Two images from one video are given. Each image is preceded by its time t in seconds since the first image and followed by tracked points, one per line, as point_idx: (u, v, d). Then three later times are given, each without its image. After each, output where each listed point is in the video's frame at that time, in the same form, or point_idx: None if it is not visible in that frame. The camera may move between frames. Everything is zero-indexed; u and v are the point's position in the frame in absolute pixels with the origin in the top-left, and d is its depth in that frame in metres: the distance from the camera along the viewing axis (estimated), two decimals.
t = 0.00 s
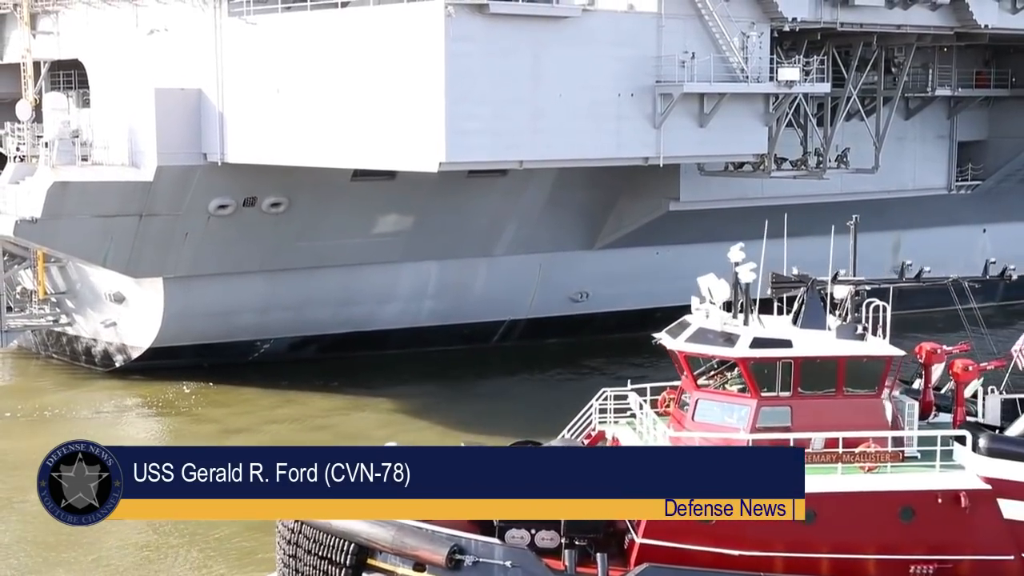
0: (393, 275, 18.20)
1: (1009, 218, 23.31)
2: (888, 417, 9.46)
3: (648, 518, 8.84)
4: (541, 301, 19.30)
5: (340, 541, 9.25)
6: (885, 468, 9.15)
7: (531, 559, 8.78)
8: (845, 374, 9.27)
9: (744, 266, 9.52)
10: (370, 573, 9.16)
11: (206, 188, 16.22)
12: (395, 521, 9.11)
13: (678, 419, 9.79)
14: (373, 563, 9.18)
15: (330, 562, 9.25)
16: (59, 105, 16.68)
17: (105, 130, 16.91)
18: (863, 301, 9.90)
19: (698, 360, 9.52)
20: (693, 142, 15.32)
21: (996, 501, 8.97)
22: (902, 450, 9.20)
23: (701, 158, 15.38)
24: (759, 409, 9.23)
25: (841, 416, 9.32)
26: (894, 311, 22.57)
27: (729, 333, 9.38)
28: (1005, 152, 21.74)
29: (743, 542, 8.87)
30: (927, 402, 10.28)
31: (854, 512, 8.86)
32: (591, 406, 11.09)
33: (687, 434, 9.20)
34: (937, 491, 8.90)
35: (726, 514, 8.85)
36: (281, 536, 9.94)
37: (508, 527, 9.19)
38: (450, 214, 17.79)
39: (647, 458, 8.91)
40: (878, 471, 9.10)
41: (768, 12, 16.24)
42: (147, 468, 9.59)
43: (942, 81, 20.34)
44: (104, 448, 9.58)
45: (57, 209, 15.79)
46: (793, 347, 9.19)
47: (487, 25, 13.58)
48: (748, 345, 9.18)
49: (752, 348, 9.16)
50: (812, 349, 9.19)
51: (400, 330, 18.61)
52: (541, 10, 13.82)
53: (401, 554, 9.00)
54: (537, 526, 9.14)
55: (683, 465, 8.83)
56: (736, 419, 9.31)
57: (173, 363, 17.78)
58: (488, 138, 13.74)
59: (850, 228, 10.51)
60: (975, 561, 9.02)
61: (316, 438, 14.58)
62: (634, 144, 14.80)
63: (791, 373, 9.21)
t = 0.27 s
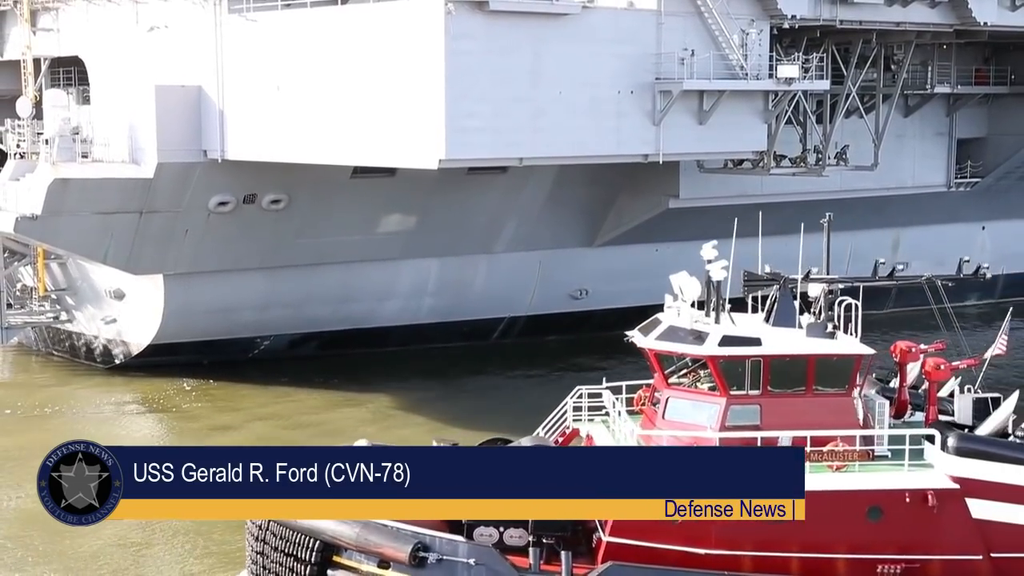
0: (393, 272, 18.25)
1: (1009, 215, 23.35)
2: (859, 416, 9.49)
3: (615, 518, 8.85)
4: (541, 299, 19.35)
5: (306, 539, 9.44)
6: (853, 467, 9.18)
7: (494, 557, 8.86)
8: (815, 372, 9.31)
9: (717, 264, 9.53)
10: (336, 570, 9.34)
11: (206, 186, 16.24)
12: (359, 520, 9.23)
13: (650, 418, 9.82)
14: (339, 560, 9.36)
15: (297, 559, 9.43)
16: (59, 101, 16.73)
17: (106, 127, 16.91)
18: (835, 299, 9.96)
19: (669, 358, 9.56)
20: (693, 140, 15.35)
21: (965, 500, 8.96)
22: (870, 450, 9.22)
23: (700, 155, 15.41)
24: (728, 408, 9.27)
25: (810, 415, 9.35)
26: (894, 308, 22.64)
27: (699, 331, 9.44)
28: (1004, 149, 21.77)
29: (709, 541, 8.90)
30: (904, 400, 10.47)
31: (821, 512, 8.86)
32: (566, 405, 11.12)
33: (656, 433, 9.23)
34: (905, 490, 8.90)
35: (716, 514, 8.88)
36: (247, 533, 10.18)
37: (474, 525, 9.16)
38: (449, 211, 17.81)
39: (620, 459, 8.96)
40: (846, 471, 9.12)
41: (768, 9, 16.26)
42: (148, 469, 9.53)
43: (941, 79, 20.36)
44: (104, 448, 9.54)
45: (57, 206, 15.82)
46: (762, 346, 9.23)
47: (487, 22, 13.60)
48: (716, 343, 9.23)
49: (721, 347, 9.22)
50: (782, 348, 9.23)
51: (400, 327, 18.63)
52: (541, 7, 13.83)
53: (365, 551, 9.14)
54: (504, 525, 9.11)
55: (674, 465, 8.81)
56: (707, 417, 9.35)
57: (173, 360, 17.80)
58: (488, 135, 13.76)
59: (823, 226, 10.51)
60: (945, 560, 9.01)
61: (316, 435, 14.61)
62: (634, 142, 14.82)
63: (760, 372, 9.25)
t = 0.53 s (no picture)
0: (394, 272, 18.27)
1: (1010, 215, 23.38)
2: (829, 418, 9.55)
3: (582, 519, 8.93)
4: (542, 299, 19.37)
5: (274, 539, 9.47)
6: (823, 469, 9.29)
7: (458, 558, 8.90)
8: (785, 374, 9.33)
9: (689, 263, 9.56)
10: (302, 570, 9.38)
11: (207, 186, 16.27)
12: (326, 520, 9.26)
13: (622, 419, 9.84)
14: (306, 561, 9.40)
15: (264, 559, 9.46)
16: (60, 102, 16.71)
17: (107, 127, 16.93)
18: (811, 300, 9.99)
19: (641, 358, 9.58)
20: (694, 140, 15.37)
21: (935, 502, 9.01)
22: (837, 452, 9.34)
23: (701, 155, 15.43)
24: (699, 409, 9.30)
25: (781, 416, 9.37)
26: (893, 308, 22.69)
27: (669, 332, 9.47)
28: (1004, 149, 21.79)
29: (677, 542, 8.93)
30: (878, 401, 10.56)
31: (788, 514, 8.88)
32: (540, 406, 11.08)
33: (627, 434, 9.25)
34: (874, 492, 8.92)
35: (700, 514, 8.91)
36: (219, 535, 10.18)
37: (445, 526, 9.25)
38: (450, 211, 17.83)
39: (600, 458, 8.97)
40: (816, 472, 9.23)
41: (768, 10, 16.29)
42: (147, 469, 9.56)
43: (942, 79, 20.37)
44: (104, 448, 9.55)
45: (59, 206, 15.83)
46: (732, 347, 9.25)
47: (488, 22, 13.62)
48: (686, 344, 9.24)
49: (691, 348, 9.22)
50: (752, 349, 9.24)
51: (401, 327, 18.65)
52: (541, 8, 13.86)
53: (331, 552, 9.17)
54: (473, 525, 9.19)
55: (666, 465, 8.84)
56: (676, 418, 9.37)
57: (174, 360, 17.84)
58: (488, 135, 13.78)
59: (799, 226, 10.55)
60: (917, 562, 9.02)
61: (317, 434, 14.64)
62: (634, 142, 14.84)
63: (731, 373, 9.27)
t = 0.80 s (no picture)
0: (396, 269, 18.29)
1: (1011, 213, 23.40)
2: (801, 417, 9.51)
3: (550, 518, 8.99)
4: (544, 296, 19.40)
5: (241, 536, 9.51)
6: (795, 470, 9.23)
7: (424, 556, 8.94)
8: (756, 373, 9.33)
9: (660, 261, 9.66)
10: (270, 567, 9.43)
11: (210, 183, 16.29)
12: (292, 518, 9.31)
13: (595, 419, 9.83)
14: (274, 558, 9.44)
15: (232, 556, 9.49)
16: (63, 100, 16.80)
17: (110, 125, 17.00)
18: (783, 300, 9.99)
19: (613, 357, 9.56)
20: (695, 138, 15.38)
21: (904, 502, 9.04)
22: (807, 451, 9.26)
23: (702, 153, 15.44)
24: (669, 408, 9.29)
25: (751, 416, 9.35)
26: (894, 307, 22.73)
27: (641, 331, 9.44)
28: (1006, 147, 21.79)
29: (646, 542, 8.94)
30: (853, 401, 10.54)
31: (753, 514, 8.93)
32: (517, 405, 10.90)
33: (599, 433, 9.24)
34: (842, 493, 8.97)
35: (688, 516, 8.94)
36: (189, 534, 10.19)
37: (413, 525, 9.35)
38: (452, 209, 17.86)
39: (574, 458, 8.96)
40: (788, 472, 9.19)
41: (770, 8, 16.30)
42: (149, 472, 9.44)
43: (943, 77, 20.37)
44: (104, 448, 9.47)
45: (61, 204, 15.86)
46: (703, 346, 9.25)
47: (490, 20, 13.64)
48: (657, 343, 9.23)
49: (661, 346, 9.22)
50: (722, 348, 9.24)
51: (403, 325, 18.66)
52: (543, 6, 13.87)
53: (298, 549, 9.23)
54: (444, 525, 9.25)
55: (664, 466, 8.84)
56: (647, 418, 9.35)
57: (176, 358, 17.86)
58: (490, 133, 13.80)
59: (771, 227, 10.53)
60: (888, 563, 9.05)
61: (319, 432, 14.66)
62: (636, 140, 14.86)
63: (701, 371, 9.28)
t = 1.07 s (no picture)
0: (398, 271, 18.32)
1: (1012, 214, 23.42)
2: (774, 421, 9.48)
3: (519, 519, 9.01)
4: (546, 298, 19.42)
5: (210, 537, 9.56)
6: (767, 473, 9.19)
7: (390, 558, 9.04)
8: (728, 377, 9.35)
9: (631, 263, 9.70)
10: (239, 569, 9.48)
11: (212, 186, 16.33)
12: (259, 520, 9.34)
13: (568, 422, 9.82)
14: (242, 560, 9.50)
15: (201, 558, 9.56)
16: (66, 103, 16.77)
17: (112, 127, 17.03)
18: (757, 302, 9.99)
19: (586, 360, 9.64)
20: (697, 140, 15.41)
21: (873, 506, 8.96)
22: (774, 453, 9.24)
23: (704, 155, 15.46)
24: (640, 410, 9.32)
25: (723, 419, 9.36)
26: (896, 309, 22.75)
27: (612, 333, 9.52)
28: (1007, 149, 21.81)
29: (614, 546, 8.96)
30: (830, 406, 10.48)
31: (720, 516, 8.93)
32: (493, 407, 10.54)
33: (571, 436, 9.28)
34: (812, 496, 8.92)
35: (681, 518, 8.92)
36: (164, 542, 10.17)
37: (384, 526, 9.37)
38: (454, 211, 17.89)
39: (545, 459, 8.93)
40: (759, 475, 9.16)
41: (771, 10, 16.32)
42: (150, 469, 9.41)
43: (945, 79, 20.39)
44: (104, 448, 9.43)
45: (64, 206, 15.90)
46: (674, 349, 9.29)
47: (492, 23, 13.67)
48: (628, 346, 9.28)
49: (632, 348, 9.28)
50: (693, 351, 9.27)
51: (405, 327, 18.69)
52: (545, 9, 13.91)
53: (265, 551, 9.27)
54: (413, 527, 9.29)
55: (663, 466, 8.90)
56: (619, 421, 9.38)
57: (178, 360, 17.87)
58: (491, 135, 13.82)
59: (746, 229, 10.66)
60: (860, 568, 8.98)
61: (320, 433, 14.68)
62: (638, 142, 14.89)
63: (672, 374, 9.30)
